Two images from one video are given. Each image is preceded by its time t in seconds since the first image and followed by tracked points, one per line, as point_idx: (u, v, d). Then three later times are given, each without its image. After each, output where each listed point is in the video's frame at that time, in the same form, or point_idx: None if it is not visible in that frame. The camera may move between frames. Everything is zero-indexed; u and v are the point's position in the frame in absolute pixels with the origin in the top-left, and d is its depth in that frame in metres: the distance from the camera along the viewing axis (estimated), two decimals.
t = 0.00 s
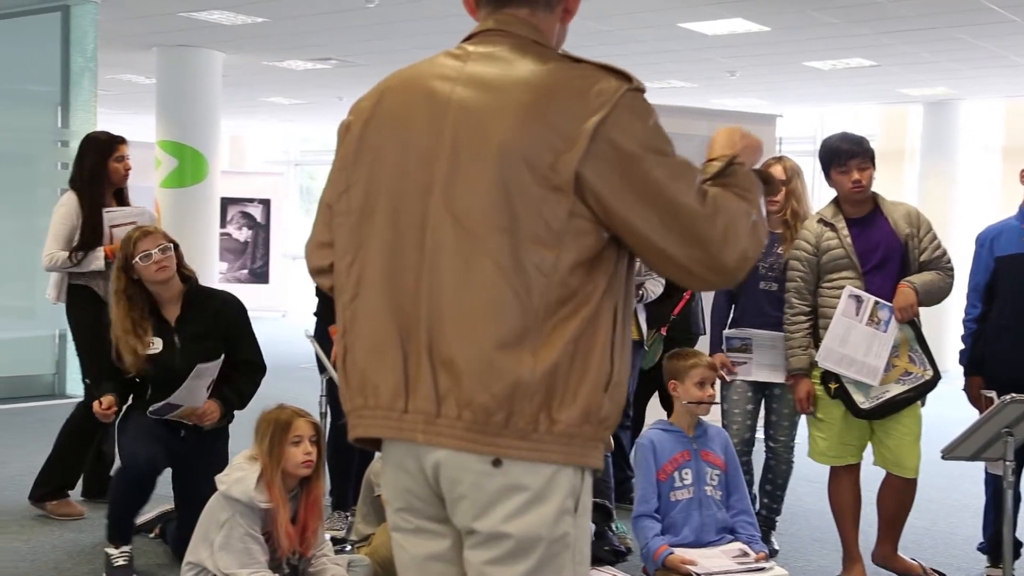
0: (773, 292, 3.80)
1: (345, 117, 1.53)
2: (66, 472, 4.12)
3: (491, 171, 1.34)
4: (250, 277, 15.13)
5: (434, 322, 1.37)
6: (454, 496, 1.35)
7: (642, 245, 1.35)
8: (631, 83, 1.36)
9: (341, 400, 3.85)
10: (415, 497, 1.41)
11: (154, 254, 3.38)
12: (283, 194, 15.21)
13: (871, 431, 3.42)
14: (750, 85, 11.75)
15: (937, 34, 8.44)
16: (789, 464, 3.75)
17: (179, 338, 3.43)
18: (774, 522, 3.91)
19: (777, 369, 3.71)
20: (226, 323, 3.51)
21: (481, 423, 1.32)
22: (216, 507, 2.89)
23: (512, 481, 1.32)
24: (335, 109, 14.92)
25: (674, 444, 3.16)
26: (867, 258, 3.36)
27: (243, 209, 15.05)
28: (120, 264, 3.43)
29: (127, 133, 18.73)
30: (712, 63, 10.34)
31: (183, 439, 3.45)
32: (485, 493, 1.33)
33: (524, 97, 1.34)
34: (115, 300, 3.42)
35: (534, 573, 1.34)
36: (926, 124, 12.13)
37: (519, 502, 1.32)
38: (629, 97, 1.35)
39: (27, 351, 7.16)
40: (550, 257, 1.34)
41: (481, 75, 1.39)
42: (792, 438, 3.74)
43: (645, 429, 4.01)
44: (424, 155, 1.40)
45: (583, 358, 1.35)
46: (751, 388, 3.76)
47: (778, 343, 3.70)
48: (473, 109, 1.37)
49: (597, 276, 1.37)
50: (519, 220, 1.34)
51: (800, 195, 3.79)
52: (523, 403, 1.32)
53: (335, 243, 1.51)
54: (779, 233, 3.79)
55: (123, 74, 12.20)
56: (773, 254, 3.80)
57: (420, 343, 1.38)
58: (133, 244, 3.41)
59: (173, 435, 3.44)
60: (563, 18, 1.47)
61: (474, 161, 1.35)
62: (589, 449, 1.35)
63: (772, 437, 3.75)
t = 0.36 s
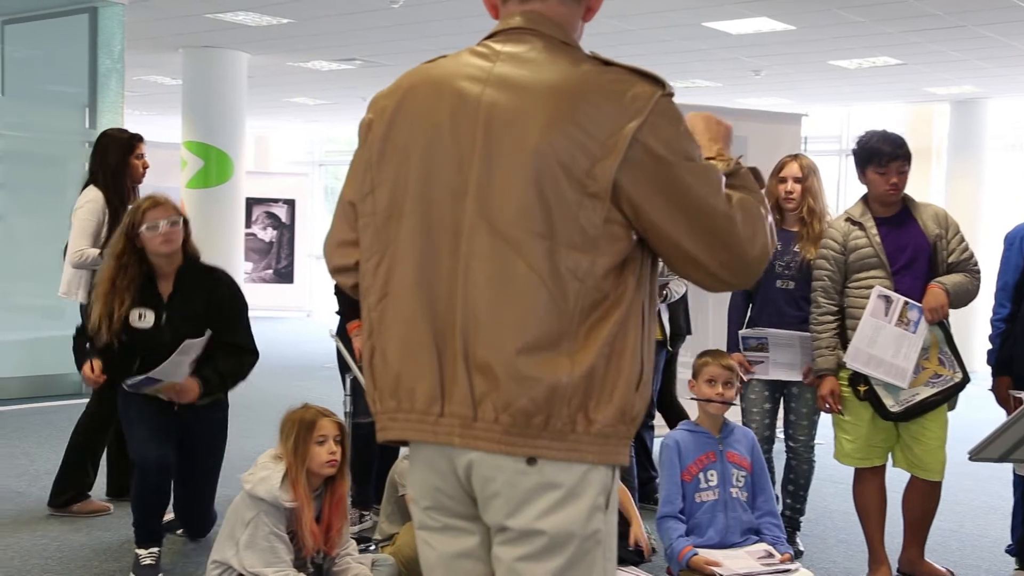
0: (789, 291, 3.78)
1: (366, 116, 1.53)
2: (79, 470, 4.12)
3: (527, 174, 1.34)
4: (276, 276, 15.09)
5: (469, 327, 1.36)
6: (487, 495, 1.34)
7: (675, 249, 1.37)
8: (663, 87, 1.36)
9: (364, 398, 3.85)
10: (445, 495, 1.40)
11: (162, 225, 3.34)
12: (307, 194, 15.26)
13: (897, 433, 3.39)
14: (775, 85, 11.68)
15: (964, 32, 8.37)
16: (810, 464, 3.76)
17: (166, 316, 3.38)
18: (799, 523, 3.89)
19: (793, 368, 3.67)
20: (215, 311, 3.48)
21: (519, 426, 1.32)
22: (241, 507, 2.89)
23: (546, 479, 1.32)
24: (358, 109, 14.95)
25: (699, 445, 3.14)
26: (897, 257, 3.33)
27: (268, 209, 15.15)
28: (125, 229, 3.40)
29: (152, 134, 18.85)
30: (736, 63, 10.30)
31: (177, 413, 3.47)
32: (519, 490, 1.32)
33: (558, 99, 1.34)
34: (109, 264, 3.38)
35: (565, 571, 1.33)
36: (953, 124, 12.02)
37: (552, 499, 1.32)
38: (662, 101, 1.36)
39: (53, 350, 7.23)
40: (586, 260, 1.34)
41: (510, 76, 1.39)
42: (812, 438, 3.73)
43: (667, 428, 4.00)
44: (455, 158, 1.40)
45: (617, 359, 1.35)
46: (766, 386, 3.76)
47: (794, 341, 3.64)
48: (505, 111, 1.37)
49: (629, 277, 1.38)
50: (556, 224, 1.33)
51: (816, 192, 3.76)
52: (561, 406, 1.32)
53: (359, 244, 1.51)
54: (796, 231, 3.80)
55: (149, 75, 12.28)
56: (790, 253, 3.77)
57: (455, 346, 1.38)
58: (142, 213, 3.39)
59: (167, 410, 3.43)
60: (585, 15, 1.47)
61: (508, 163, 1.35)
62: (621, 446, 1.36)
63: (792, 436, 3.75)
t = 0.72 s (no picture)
0: (808, 290, 3.76)
1: (388, 116, 1.54)
2: (96, 469, 4.15)
3: (548, 176, 1.34)
4: (298, 277, 15.17)
5: (490, 329, 1.37)
6: (509, 494, 1.35)
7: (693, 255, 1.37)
8: (685, 89, 1.37)
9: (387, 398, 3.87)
10: (468, 494, 1.41)
11: (194, 146, 3.23)
12: (330, 194, 15.32)
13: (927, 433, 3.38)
14: (799, 84, 11.64)
15: (991, 30, 8.31)
16: (832, 463, 3.74)
17: (199, 238, 3.26)
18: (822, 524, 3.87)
19: (812, 367, 3.68)
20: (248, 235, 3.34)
21: (541, 429, 1.33)
22: (264, 506, 2.90)
23: (568, 479, 1.33)
24: (381, 110, 14.99)
25: (726, 447, 3.13)
26: (930, 258, 3.32)
27: (291, 209, 15.15)
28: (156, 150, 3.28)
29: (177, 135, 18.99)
30: (759, 62, 10.26)
31: (200, 348, 3.27)
32: (541, 490, 1.33)
33: (578, 102, 1.35)
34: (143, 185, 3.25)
35: (586, 570, 1.33)
36: (979, 123, 11.93)
37: (575, 498, 1.33)
38: (682, 104, 1.36)
39: (80, 349, 7.28)
40: (605, 263, 1.34)
41: (533, 77, 1.39)
42: (833, 438, 3.72)
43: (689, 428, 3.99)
44: (476, 160, 1.41)
45: (637, 363, 1.36)
46: (786, 386, 3.75)
47: (811, 340, 3.65)
48: (527, 112, 1.37)
49: (648, 282, 1.38)
50: (575, 228, 1.34)
51: (833, 190, 3.76)
52: (582, 409, 1.33)
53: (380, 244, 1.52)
54: (813, 230, 3.79)
55: (173, 76, 12.36)
56: (806, 251, 3.76)
57: (476, 348, 1.39)
58: (173, 132, 3.26)
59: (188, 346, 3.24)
60: (605, 15, 1.48)
61: (529, 166, 1.36)
62: (642, 449, 1.36)
63: (813, 436, 3.74)
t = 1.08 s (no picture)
0: (830, 290, 3.74)
1: (411, 118, 1.55)
2: (119, 469, 4.19)
3: (566, 175, 1.35)
4: (322, 277, 15.15)
5: (509, 329, 1.38)
6: (530, 494, 1.35)
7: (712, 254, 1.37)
8: (704, 89, 1.37)
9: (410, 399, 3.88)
10: (490, 494, 1.42)
11: (229, 132, 3.32)
12: (353, 195, 15.37)
13: (956, 435, 3.36)
14: (823, 83, 11.57)
15: (1018, 29, 8.24)
16: (856, 464, 3.71)
17: (243, 217, 3.39)
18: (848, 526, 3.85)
19: (834, 367, 3.68)
20: (285, 213, 3.50)
21: (559, 428, 1.33)
22: (289, 505, 2.92)
23: (587, 479, 1.33)
24: (404, 110, 15.02)
25: (753, 450, 3.11)
26: (960, 257, 3.31)
27: (315, 210, 15.20)
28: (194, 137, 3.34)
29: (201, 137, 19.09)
30: (783, 61, 10.22)
31: (241, 329, 3.40)
32: (561, 490, 1.33)
33: (595, 101, 1.35)
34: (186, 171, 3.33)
35: (607, 570, 1.34)
36: (1006, 122, 11.83)
37: (595, 498, 1.33)
38: (700, 103, 1.36)
39: (105, 350, 7.34)
40: (622, 262, 1.35)
41: (552, 77, 1.40)
42: (857, 440, 3.69)
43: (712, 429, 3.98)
44: (496, 159, 1.42)
45: (655, 364, 1.36)
46: (808, 386, 3.75)
47: (832, 340, 3.65)
48: (545, 112, 1.38)
49: (667, 282, 1.38)
50: (594, 227, 1.35)
51: (855, 190, 3.75)
52: (600, 409, 1.33)
53: (403, 245, 1.53)
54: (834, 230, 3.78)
55: (198, 77, 12.44)
56: (828, 251, 3.75)
57: (496, 348, 1.40)
58: (207, 119, 3.33)
59: (230, 327, 3.37)
60: (627, 17, 1.48)
61: (548, 165, 1.36)
62: (663, 451, 1.36)
63: (836, 437, 3.71)
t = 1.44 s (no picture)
0: (853, 290, 3.73)
1: (435, 121, 1.56)
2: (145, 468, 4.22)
3: (588, 174, 1.35)
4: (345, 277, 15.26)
5: (531, 329, 1.38)
6: (552, 494, 1.36)
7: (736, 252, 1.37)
8: (726, 87, 1.37)
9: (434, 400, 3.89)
10: (513, 494, 1.42)
11: (259, 138, 3.34)
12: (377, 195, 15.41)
13: (983, 437, 3.33)
14: (849, 82, 11.51)
15: None
16: (881, 466, 3.69)
17: (281, 222, 3.44)
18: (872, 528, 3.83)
19: (858, 368, 3.66)
20: (321, 219, 3.54)
21: (582, 427, 1.33)
22: (313, 505, 2.93)
23: (608, 480, 1.33)
24: (427, 111, 15.05)
25: (779, 455, 3.10)
26: (988, 257, 3.29)
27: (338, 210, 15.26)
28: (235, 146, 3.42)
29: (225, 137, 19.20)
30: (808, 60, 10.17)
31: (271, 328, 3.43)
32: (583, 491, 1.34)
33: (618, 100, 1.35)
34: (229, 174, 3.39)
35: (631, 571, 1.34)
36: None
37: (619, 499, 1.33)
38: (722, 101, 1.36)
39: (131, 349, 7.39)
40: (645, 260, 1.35)
41: (575, 78, 1.40)
42: (882, 441, 3.67)
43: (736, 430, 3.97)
44: (519, 160, 1.42)
45: (678, 362, 1.36)
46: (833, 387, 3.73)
47: (856, 340, 3.62)
48: (568, 112, 1.38)
49: (690, 281, 1.38)
50: (616, 226, 1.35)
51: (879, 190, 3.74)
52: (622, 407, 1.33)
53: (427, 247, 1.54)
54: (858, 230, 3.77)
55: (223, 78, 12.50)
56: (851, 251, 3.74)
57: (518, 347, 1.40)
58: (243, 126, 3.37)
59: (262, 324, 3.41)
60: (651, 18, 1.48)
61: (570, 165, 1.37)
62: (687, 450, 1.36)
63: (860, 439, 3.69)
